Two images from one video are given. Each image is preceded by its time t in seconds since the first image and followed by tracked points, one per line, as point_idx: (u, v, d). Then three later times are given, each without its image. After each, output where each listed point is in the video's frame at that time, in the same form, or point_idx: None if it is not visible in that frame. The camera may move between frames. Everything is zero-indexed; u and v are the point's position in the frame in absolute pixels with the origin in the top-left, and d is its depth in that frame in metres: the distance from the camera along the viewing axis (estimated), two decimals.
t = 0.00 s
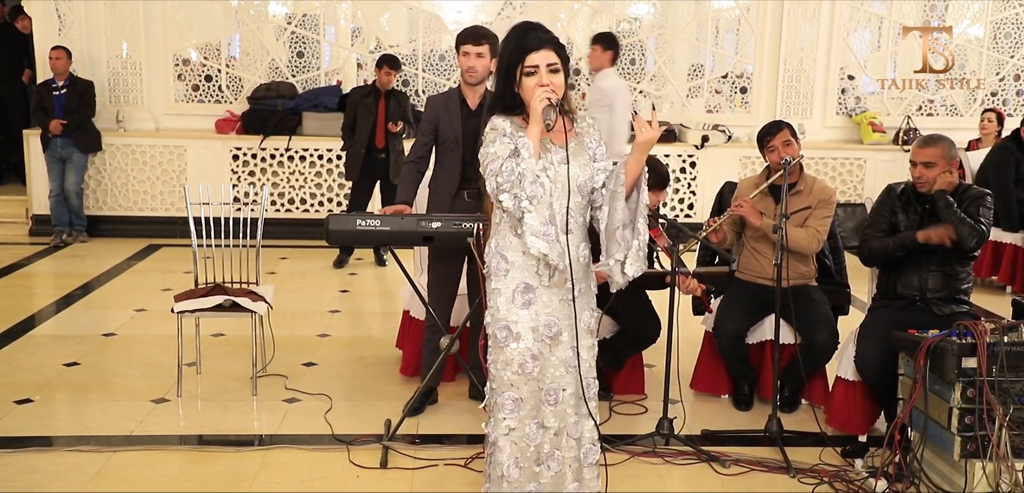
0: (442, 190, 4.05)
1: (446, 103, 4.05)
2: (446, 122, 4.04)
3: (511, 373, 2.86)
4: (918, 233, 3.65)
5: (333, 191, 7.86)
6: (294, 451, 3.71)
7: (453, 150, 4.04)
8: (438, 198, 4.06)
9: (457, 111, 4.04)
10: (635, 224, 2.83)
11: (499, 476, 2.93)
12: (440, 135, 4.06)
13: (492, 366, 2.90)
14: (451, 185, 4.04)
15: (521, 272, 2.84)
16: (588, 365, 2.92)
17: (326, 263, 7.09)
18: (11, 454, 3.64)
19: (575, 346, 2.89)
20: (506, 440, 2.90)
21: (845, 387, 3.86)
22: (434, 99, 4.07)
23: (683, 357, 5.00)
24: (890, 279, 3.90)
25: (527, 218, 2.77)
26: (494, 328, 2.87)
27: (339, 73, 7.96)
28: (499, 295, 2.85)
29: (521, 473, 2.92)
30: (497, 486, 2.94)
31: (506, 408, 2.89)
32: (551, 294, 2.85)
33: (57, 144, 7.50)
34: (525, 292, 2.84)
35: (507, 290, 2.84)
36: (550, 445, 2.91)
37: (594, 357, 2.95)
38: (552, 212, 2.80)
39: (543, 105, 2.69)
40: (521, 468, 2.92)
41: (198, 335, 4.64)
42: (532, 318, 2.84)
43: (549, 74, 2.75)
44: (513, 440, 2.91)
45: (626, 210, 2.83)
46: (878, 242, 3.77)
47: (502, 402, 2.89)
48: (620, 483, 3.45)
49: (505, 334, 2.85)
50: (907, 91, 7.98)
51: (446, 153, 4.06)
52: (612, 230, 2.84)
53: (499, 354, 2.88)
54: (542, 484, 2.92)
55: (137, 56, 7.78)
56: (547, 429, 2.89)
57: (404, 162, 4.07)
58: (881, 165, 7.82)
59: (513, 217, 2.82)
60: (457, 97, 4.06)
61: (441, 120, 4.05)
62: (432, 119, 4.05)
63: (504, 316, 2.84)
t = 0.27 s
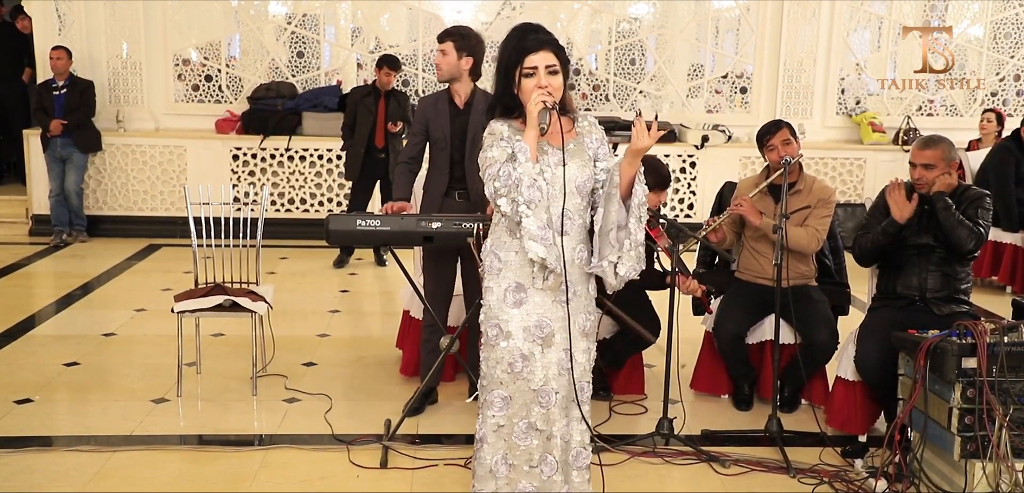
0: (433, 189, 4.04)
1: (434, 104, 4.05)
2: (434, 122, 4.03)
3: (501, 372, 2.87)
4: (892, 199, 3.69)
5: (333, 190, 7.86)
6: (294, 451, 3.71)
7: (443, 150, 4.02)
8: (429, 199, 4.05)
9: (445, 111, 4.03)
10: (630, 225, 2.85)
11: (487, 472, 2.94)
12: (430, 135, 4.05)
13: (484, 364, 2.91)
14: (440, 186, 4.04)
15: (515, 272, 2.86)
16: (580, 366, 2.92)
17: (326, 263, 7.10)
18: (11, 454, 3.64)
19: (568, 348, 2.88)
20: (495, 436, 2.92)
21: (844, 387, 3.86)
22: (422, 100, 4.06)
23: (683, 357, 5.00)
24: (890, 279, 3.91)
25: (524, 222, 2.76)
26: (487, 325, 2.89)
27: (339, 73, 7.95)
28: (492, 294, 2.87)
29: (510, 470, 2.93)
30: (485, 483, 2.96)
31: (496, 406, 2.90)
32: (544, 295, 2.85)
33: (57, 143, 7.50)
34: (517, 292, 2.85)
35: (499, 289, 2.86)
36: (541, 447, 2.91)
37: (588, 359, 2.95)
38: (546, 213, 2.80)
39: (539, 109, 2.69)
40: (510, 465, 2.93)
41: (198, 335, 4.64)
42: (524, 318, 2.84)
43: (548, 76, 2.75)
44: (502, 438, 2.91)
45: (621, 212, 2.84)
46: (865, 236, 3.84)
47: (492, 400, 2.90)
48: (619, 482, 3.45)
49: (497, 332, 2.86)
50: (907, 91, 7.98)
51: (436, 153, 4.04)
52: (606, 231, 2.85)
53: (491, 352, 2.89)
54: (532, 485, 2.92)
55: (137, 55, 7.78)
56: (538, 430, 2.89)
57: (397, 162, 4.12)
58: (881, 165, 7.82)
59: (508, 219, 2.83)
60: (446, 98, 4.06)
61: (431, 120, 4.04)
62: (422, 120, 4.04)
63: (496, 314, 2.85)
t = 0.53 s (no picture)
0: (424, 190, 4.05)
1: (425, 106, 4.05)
2: (425, 123, 4.03)
3: (497, 368, 2.88)
4: (912, 245, 3.65)
5: (333, 190, 7.86)
6: (294, 451, 3.71)
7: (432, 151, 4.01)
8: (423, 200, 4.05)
9: (435, 111, 4.03)
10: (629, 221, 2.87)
11: (484, 468, 2.96)
12: (423, 137, 4.05)
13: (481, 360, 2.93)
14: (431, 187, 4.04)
15: (513, 269, 2.86)
16: (581, 364, 2.90)
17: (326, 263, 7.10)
18: (11, 454, 3.63)
19: (565, 346, 2.88)
20: (492, 432, 2.93)
21: (844, 387, 3.86)
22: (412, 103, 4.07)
23: (683, 357, 5.00)
24: (890, 280, 3.90)
25: (525, 222, 2.77)
26: (485, 321, 2.90)
27: (339, 73, 7.95)
28: (490, 290, 2.88)
29: (506, 468, 2.94)
30: (484, 480, 2.96)
31: (492, 402, 2.91)
32: (541, 293, 2.85)
33: (57, 143, 7.50)
34: (513, 289, 2.86)
35: (497, 285, 2.87)
36: (538, 445, 2.90)
37: (588, 357, 2.93)
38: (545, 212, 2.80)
39: (539, 108, 2.70)
40: (506, 463, 2.93)
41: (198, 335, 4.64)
42: (521, 315, 2.85)
43: (548, 75, 2.75)
44: (498, 434, 2.92)
45: (622, 208, 2.87)
46: (871, 244, 3.79)
47: (488, 396, 2.91)
48: (619, 481, 3.45)
49: (493, 328, 2.88)
50: (907, 91, 7.98)
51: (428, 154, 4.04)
52: (607, 227, 2.88)
53: (488, 348, 2.90)
54: (529, 484, 2.92)
55: (137, 55, 7.78)
56: (534, 428, 2.88)
57: (391, 165, 4.07)
58: (881, 165, 7.82)
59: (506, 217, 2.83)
60: (435, 100, 4.06)
61: (422, 122, 4.04)
62: (414, 122, 4.05)
63: (493, 311, 2.87)
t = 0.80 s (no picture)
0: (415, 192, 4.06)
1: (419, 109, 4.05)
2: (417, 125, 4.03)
3: (497, 370, 2.89)
4: (952, 257, 3.70)
5: (333, 190, 7.86)
6: (294, 451, 3.71)
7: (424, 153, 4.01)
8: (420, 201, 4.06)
9: (426, 112, 4.03)
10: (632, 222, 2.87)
11: (484, 470, 2.97)
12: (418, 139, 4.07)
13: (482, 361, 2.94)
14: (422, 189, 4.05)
15: (512, 272, 2.86)
16: (581, 367, 2.89)
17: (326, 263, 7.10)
18: (11, 454, 3.63)
19: (565, 348, 2.86)
20: (491, 433, 2.94)
21: (845, 387, 3.85)
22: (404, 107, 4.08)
23: (683, 357, 5.00)
24: (891, 280, 3.90)
25: (526, 225, 2.76)
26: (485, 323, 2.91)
27: (339, 73, 7.96)
28: (490, 292, 2.89)
29: (506, 470, 2.94)
30: (482, 480, 2.99)
31: (492, 403, 2.92)
32: (540, 295, 2.85)
33: (57, 143, 7.51)
34: (513, 291, 2.86)
35: (496, 288, 2.88)
36: (536, 447, 2.91)
37: (589, 359, 2.92)
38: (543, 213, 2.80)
39: (540, 111, 2.69)
40: (505, 466, 2.94)
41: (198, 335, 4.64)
42: (521, 317, 2.85)
43: (550, 78, 2.75)
44: (498, 436, 2.93)
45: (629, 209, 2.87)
46: (889, 246, 3.77)
47: (488, 397, 2.92)
48: (619, 481, 3.45)
49: (494, 330, 2.89)
50: (907, 91, 7.98)
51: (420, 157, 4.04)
52: (617, 228, 2.89)
53: (488, 349, 2.91)
54: (528, 485, 2.93)
55: (137, 55, 7.78)
56: (533, 429, 2.89)
57: (389, 165, 4.10)
58: (881, 165, 7.83)
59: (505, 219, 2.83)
60: (427, 102, 4.06)
61: (414, 125, 4.05)
62: (408, 125, 4.07)
63: (493, 313, 2.87)
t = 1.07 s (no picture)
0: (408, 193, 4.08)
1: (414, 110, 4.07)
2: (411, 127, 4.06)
3: (503, 372, 2.89)
4: (951, 262, 3.71)
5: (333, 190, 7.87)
6: (294, 451, 3.71)
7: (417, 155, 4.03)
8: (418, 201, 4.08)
9: (420, 113, 4.04)
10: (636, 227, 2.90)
11: (490, 472, 2.97)
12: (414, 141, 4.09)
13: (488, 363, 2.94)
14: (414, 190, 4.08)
15: (515, 273, 2.86)
16: (584, 367, 2.89)
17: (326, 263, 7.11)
18: (11, 454, 3.63)
19: (569, 348, 2.86)
20: (498, 436, 2.93)
21: (845, 387, 3.85)
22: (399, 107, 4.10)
23: (683, 358, 5.00)
24: (890, 281, 3.90)
25: (519, 223, 2.78)
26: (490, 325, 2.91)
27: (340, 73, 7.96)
28: (493, 295, 2.89)
29: (511, 473, 2.94)
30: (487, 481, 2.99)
31: (499, 405, 2.92)
32: (543, 297, 2.85)
33: (58, 143, 7.50)
34: (516, 293, 2.86)
35: (499, 290, 2.88)
36: (542, 446, 2.91)
37: (592, 359, 2.91)
38: (543, 213, 2.80)
39: (542, 111, 2.70)
40: (511, 468, 2.94)
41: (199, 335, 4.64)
42: (525, 319, 2.85)
43: (552, 80, 2.75)
44: (504, 439, 2.93)
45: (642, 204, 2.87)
46: (887, 247, 3.79)
47: (495, 400, 2.92)
48: (619, 481, 3.46)
49: (498, 332, 2.89)
50: (907, 91, 7.98)
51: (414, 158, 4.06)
52: (636, 223, 2.89)
53: (493, 352, 2.92)
54: (533, 485, 2.94)
55: (137, 55, 7.78)
56: (538, 430, 2.89)
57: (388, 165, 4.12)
58: (881, 165, 7.83)
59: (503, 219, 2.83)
60: (420, 102, 4.07)
61: (409, 126, 4.07)
62: (403, 127, 4.08)
63: (497, 315, 2.87)
